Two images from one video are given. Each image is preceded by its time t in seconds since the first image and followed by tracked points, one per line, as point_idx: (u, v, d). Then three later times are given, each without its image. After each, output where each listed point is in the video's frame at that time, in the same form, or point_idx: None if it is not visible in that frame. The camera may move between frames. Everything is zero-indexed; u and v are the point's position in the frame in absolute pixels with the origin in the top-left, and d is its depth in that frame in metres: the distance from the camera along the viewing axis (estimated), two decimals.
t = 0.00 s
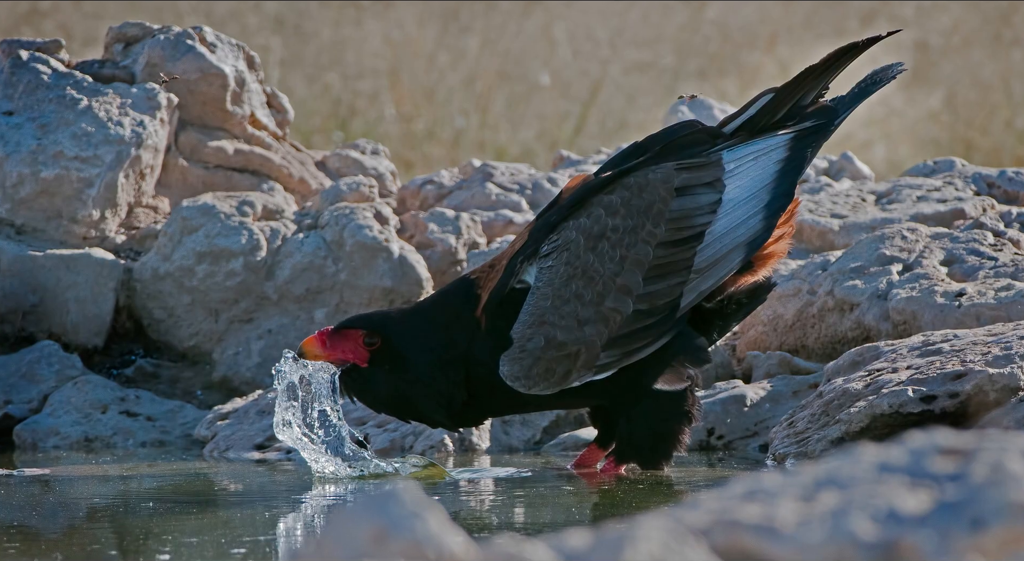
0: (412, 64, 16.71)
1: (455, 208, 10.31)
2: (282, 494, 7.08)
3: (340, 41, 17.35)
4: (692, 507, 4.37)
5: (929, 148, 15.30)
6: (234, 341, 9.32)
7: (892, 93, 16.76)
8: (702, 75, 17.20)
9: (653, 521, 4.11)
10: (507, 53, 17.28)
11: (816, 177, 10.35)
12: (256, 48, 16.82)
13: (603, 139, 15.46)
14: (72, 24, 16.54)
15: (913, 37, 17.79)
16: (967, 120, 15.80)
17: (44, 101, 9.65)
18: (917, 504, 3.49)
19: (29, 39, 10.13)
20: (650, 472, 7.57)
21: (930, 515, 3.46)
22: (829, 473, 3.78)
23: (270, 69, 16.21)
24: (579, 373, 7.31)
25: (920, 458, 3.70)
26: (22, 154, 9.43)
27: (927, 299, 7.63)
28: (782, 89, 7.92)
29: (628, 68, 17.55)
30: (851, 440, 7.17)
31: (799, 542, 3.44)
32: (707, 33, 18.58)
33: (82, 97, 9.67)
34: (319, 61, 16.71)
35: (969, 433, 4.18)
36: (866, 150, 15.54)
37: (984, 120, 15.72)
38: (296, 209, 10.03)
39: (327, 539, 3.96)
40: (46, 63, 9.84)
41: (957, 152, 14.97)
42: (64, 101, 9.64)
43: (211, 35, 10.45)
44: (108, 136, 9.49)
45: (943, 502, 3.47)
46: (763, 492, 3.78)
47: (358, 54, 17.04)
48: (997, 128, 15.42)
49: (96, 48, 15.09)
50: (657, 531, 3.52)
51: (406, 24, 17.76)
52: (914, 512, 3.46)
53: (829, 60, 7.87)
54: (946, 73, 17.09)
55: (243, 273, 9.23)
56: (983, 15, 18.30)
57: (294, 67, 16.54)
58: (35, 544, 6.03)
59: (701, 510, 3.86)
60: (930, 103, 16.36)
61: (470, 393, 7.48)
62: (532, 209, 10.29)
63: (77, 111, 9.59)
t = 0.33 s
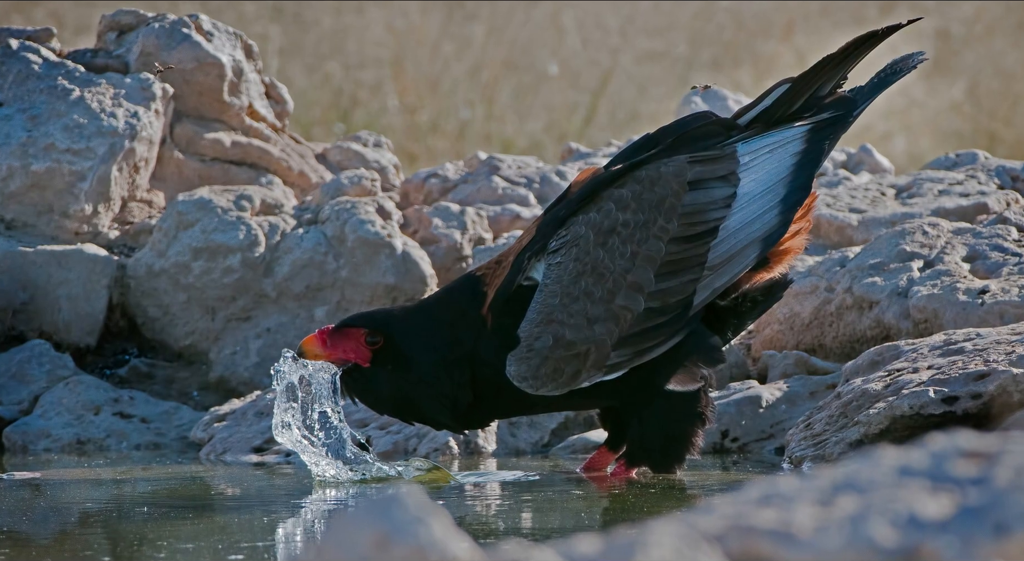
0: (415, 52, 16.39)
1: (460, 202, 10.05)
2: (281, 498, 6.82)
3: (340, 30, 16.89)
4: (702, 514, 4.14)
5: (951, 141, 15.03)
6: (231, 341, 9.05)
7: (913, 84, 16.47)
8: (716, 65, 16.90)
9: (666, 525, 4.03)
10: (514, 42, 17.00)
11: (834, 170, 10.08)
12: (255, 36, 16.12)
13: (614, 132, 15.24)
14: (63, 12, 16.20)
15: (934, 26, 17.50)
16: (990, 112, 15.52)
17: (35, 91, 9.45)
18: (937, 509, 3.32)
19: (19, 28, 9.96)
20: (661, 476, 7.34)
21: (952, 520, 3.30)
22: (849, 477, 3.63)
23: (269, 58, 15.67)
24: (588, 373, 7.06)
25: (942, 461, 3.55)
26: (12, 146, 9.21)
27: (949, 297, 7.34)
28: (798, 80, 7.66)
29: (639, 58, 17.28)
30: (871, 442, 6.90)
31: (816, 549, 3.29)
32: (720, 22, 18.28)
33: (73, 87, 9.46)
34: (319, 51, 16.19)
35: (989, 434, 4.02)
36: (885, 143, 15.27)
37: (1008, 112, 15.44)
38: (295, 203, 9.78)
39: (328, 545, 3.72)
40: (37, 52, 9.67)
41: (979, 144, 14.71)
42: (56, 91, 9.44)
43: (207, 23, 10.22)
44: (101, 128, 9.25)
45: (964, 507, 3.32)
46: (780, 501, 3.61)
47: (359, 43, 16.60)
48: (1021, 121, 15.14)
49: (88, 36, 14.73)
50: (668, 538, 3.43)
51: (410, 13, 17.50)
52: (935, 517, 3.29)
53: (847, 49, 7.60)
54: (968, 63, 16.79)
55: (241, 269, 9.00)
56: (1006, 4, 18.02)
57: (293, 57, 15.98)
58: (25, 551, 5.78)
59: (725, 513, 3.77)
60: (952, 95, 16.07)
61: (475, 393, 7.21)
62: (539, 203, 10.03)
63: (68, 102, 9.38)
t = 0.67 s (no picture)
0: (419, 41, 16.11)
1: (466, 196, 9.79)
2: (280, 503, 6.57)
3: (341, 18, 16.61)
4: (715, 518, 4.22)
5: (975, 133, 14.77)
6: (228, 340, 8.80)
7: (935, 73, 16.18)
8: (731, 53, 16.62)
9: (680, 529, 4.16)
10: (521, 30, 16.72)
11: (853, 163, 9.81)
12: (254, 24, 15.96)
13: (625, 122, 15.04)
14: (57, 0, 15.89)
15: (956, 13, 17.20)
16: (1015, 103, 15.23)
17: (25, 81, 9.20)
18: (961, 514, 3.40)
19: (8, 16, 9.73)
20: (674, 480, 7.08)
21: (975, 526, 3.38)
22: (868, 481, 3.72)
23: (268, 47, 15.41)
24: (598, 374, 6.80)
25: (965, 465, 3.66)
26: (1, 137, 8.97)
27: (972, 294, 7.07)
28: (817, 69, 7.37)
29: (651, 47, 17.02)
30: (891, 445, 6.63)
31: (833, 553, 3.31)
32: (736, 9, 17.98)
33: (65, 77, 9.20)
34: (319, 39, 15.92)
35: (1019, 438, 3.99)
36: (906, 134, 14.99)
37: None
38: (295, 197, 9.52)
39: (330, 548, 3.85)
40: (27, 41, 9.39)
41: (1002, 136, 14.44)
42: (47, 81, 9.18)
43: (204, 11, 9.97)
44: (93, 119, 9.03)
45: (989, 512, 3.43)
46: (797, 502, 3.69)
47: (362, 30, 16.33)
48: None
49: (80, 25, 14.38)
50: (681, 543, 3.40)
51: (415, 2, 17.23)
52: (959, 523, 3.35)
53: (867, 38, 7.31)
54: (992, 51, 16.50)
55: (238, 266, 8.75)
56: None
57: (293, 45, 15.72)
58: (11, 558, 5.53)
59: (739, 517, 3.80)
60: (975, 84, 15.78)
61: (481, 394, 6.97)
62: (548, 197, 9.77)
63: (60, 92, 9.13)
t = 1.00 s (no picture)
0: (423, 28, 15.80)
1: (472, 189, 9.52)
2: (279, 508, 6.32)
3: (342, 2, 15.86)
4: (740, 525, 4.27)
5: (999, 123, 14.49)
6: (225, 338, 8.57)
7: (960, 61, 15.85)
8: (747, 40, 16.38)
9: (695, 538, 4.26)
10: (529, 17, 16.45)
11: (875, 155, 9.54)
12: (251, 11, 15.26)
13: (636, 113, 14.91)
14: None
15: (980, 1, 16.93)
16: None
17: (14, 70, 8.95)
18: (986, 520, 3.50)
19: None
20: (688, 484, 6.83)
21: (999, 532, 3.47)
22: (889, 485, 3.77)
23: (266, 34, 14.76)
24: (609, 374, 6.56)
25: (989, 469, 3.73)
26: None
27: (998, 291, 6.80)
28: (836, 58, 7.11)
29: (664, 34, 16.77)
30: (914, 448, 6.37)
31: None
32: None
33: (56, 66, 8.97)
34: (320, 26, 15.26)
35: None
36: (929, 126, 14.72)
37: None
38: (295, 190, 9.27)
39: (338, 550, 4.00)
40: (16, 28, 9.14)
41: None
42: (36, 70, 8.94)
43: None
44: (85, 109, 8.79)
45: (1014, 518, 3.50)
46: (815, 506, 3.74)
47: (364, 16, 15.64)
48: None
49: (71, 13, 13.87)
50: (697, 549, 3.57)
51: None
52: (982, 530, 3.46)
53: (888, 25, 7.02)
54: (1017, 40, 16.22)
55: (235, 262, 8.51)
56: None
57: (293, 33, 15.04)
58: None
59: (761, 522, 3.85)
60: (1000, 74, 15.52)
61: (487, 395, 6.70)
62: (557, 190, 9.51)
63: (50, 82, 8.90)
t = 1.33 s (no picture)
0: (427, 15, 15.66)
1: (478, 182, 9.27)
2: (278, 514, 6.07)
3: None
4: (749, 534, 4.57)
5: None
6: (222, 337, 8.34)
7: (984, 49, 15.68)
8: (764, 28, 16.13)
9: (708, 547, 4.55)
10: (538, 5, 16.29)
11: (897, 147, 9.28)
12: None
13: (650, 104, 14.46)
14: None
15: None
16: None
17: (3, 58, 8.71)
18: (1011, 525, 3.78)
19: None
20: (703, 489, 6.57)
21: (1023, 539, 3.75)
22: (912, 490, 4.05)
23: (263, 21, 14.71)
24: (621, 374, 6.33)
25: (1014, 474, 4.04)
26: None
27: None
28: (857, 45, 6.84)
29: (678, 22, 16.55)
30: (937, 451, 6.11)
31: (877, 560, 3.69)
32: None
33: (46, 54, 8.72)
34: (320, 14, 15.32)
35: None
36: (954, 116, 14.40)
37: None
38: (295, 183, 9.01)
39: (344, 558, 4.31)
40: (5, 15, 8.90)
41: None
42: (26, 58, 8.69)
43: None
44: (76, 100, 8.55)
45: None
46: (834, 511, 4.10)
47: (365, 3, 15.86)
48: None
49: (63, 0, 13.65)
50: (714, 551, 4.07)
51: None
52: (1008, 536, 3.73)
53: (911, 11, 6.74)
54: None
55: (233, 258, 8.27)
56: None
57: (292, 20, 15.01)
58: None
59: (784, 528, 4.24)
60: None
61: (494, 396, 6.45)
62: (566, 182, 9.26)
63: (40, 71, 8.65)
